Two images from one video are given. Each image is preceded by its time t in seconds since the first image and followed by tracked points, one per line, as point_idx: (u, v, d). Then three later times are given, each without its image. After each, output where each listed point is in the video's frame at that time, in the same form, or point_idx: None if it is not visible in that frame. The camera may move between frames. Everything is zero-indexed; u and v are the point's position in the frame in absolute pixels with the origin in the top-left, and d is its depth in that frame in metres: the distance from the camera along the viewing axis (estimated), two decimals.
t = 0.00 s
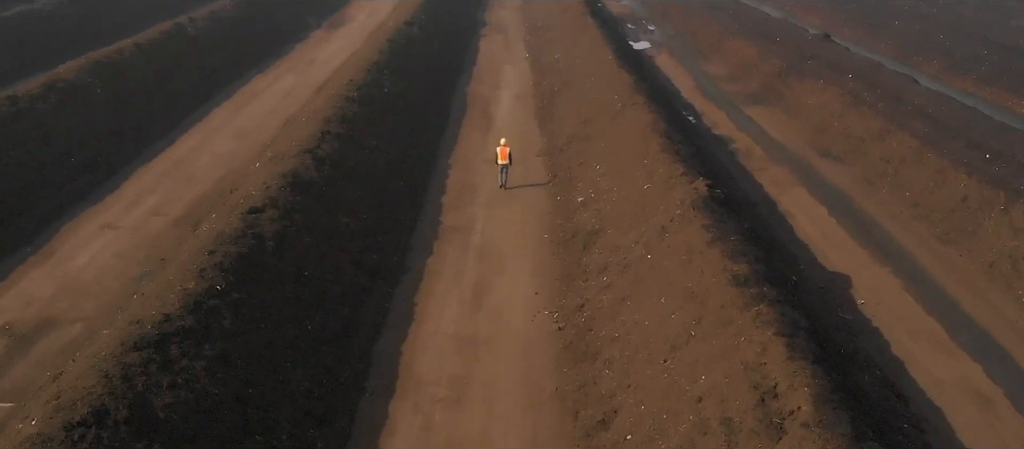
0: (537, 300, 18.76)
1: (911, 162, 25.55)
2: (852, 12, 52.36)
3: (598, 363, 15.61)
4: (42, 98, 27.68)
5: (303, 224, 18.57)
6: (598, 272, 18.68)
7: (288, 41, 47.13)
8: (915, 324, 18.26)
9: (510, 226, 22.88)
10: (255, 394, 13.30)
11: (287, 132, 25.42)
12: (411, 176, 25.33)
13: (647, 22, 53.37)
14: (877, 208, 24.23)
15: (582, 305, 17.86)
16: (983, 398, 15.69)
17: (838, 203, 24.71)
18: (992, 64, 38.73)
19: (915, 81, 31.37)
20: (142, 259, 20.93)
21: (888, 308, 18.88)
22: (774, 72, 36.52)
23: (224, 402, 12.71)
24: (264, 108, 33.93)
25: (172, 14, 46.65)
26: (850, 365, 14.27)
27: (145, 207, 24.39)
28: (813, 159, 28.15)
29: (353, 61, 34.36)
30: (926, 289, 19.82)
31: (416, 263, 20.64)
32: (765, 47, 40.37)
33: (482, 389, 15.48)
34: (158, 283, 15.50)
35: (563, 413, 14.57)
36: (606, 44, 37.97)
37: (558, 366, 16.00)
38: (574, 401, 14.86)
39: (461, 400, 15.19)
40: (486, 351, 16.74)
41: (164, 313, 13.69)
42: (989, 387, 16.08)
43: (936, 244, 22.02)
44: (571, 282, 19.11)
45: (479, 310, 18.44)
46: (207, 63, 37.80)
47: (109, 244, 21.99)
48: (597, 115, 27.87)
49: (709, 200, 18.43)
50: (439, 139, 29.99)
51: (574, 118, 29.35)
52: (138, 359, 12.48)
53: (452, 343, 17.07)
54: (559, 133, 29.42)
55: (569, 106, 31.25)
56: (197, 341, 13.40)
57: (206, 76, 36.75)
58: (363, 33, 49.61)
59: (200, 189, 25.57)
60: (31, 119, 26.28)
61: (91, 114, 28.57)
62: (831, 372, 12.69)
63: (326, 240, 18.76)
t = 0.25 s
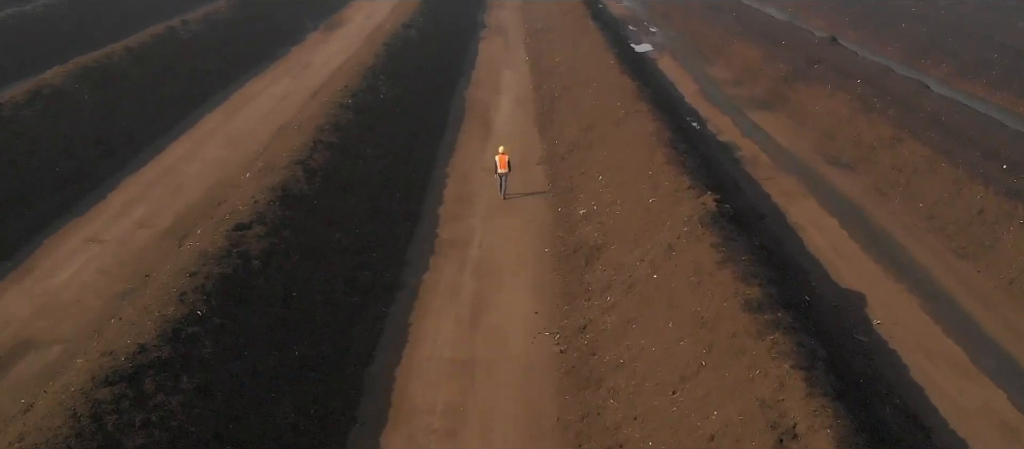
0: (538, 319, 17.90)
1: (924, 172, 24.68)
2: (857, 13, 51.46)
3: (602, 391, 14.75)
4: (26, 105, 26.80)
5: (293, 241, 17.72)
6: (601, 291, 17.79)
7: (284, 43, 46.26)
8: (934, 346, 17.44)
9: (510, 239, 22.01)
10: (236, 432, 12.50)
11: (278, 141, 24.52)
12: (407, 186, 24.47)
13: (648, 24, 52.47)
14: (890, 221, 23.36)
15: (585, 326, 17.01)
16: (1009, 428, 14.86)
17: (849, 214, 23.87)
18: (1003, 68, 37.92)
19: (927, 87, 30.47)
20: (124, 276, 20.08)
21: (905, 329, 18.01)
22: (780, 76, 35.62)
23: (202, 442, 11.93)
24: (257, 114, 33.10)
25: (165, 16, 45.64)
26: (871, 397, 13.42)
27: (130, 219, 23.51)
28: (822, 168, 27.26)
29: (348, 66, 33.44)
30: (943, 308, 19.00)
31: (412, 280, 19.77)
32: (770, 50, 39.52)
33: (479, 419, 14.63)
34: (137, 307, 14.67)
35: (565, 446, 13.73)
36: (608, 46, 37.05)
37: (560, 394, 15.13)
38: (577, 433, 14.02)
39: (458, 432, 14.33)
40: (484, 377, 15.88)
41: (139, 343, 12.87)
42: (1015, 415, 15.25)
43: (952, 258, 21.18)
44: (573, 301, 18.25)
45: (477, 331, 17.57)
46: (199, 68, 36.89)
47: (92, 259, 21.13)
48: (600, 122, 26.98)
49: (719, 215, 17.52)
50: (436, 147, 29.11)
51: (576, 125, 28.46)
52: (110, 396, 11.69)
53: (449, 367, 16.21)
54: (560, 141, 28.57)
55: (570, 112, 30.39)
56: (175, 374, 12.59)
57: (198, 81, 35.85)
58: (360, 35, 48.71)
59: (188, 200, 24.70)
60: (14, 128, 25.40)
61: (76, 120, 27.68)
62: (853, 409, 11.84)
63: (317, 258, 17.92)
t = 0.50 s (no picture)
0: (538, 341, 17.09)
1: (938, 182, 23.87)
2: (863, 16, 50.63)
3: (605, 422, 13.95)
4: (11, 113, 26.02)
5: (281, 260, 16.90)
6: (605, 311, 16.94)
7: (280, 46, 45.46)
8: (952, 370, 16.69)
9: (509, 253, 21.19)
10: None
11: (268, 152, 23.68)
12: (402, 198, 23.65)
13: (650, 27, 51.64)
14: (903, 234, 22.56)
15: (587, 349, 16.19)
16: None
17: (860, 227, 23.09)
18: (1013, 72, 37.18)
19: (938, 93, 29.65)
20: (107, 294, 19.29)
21: (922, 352, 17.22)
22: (786, 81, 34.79)
23: None
24: (250, 120, 32.34)
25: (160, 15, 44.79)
26: (891, 433, 12.66)
27: (116, 231, 22.73)
28: (831, 177, 26.46)
29: (343, 71, 32.61)
30: (961, 329, 18.24)
31: (406, 297, 18.95)
32: (775, 53, 38.75)
33: None
34: (114, 333, 13.91)
35: None
36: (609, 50, 36.26)
37: (561, 423, 14.33)
38: None
39: None
40: (481, 404, 15.08)
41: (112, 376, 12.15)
42: None
43: (969, 274, 20.40)
44: (575, 321, 17.43)
45: (474, 353, 16.75)
46: (192, 73, 36.06)
47: (74, 274, 20.35)
48: (602, 130, 26.13)
49: (729, 232, 16.67)
50: (434, 156, 28.28)
51: (577, 133, 27.64)
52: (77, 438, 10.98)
53: (444, 394, 15.41)
54: (561, 149, 27.78)
55: (571, 119, 29.58)
56: (149, 411, 11.87)
57: (190, 86, 35.01)
58: (357, 39, 47.89)
59: (176, 212, 23.92)
60: None
61: (64, 128, 26.88)
62: None
63: (306, 277, 17.11)
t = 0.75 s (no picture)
0: (538, 362, 16.32)
1: (951, 192, 23.13)
2: (868, 18, 49.85)
3: None
4: None
5: (269, 277, 16.13)
6: (607, 331, 16.16)
7: (275, 49, 44.71)
8: (972, 394, 15.92)
9: (507, 267, 20.41)
10: None
11: (258, 161, 22.89)
12: (397, 208, 22.86)
13: (652, 29, 50.89)
14: (916, 245, 21.76)
15: (590, 372, 15.41)
16: None
17: (871, 238, 22.33)
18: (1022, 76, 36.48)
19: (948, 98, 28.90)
20: (90, 311, 18.52)
21: (940, 374, 16.46)
22: (791, 86, 34.02)
23: None
24: (243, 126, 31.62)
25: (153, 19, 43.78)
26: None
27: (101, 244, 21.99)
28: (839, 186, 25.70)
29: (339, 75, 31.82)
30: (979, 349, 17.49)
31: (400, 315, 18.16)
32: (780, 56, 38.01)
33: None
34: (90, 359, 13.20)
35: None
36: (611, 53, 35.49)
37: None
38: None
39: None
40: (478, 432, 14.30)
41: (83, 410, 11.52)
42: None
43: (985, 290, 19.65)
44: (576, 341, 16.66)
45: (470, 376, 15.98)
46: (184, 77, 35.28)
47: (56, 289, 19.59)
48: (604, 137, 25.35)
49: (740, 249, 15.87)
50: (430, 163, 27.53)
51: (578, 140, 26.88)
52: None
53: (439, 421, 14.62)
54: (561, 156, 27.02)
55: (571, 124, 28.81)
56: None
57: (182, 91, 34.24)
58: (354, 41, 47.11)
59: (164, 223, 23.18)
60: None
61: (50, 135, 26.14)
62: None
63: (295, 295, 16.34)
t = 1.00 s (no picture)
0: (538, 385, 15.59)
1: (964, 203, 22.46)
2: (874, 21, 49.15)
3: None
4: None
5: (256, 297, 15.40)
6: (611, 354, 15.41)
7: (271, 53, 44.10)
8: (995, 419, 15.18)
9: (507, 283, 19.67)
10: None
11: (249, 171, 22.17)
12: (392, 220, 22.13)
13: (653, 33, 50.22)
14: (928, 261, 20.98)
15: (593, 398, 14.67)
16: None
17: (883, 252, 21.63)
18: None
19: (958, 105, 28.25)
20: (72, 330, 17.79)
21: (960, 398, 15.73)
22: (796, 91, 33.33)
23: None
24: (237, 135, 31.01)
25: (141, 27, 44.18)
26: None
27: (87, 258, 21.33)
28: (847, 196, 25.02)
29: (334, 81, 31.13)
30: (999, 370, 16.77)
31: (395, 335, 17.41)
32: (785, 60, 37.37)
33: None
34: (64, 387, 12.49)
35: None
36: (613, 57, 34.80)
37: None
38: None
39: None
40: None
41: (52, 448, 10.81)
42: None
43: (1002, 306, 18.97)
44: (579, 363, 15.91)
45: (468, 400, 15.22)
46: (177, 83, 34.67)
47: (39, 306, 18.92)
48: (606, 146, 24.65)
49: (751, 268, 15.14)
50: (428, 172, 26.86)
51: (579, 148, 26.18)
52: None
53: None
54: (562, 165, 26.31)
55: (573, 132, 28.13)
56: None
57: (175, 98, 33.63)
58: (351, 45, 46.46)
59: (152, 235, 22.52)
60: None
61: (38, 143, 25.50)
62: None
63: (284, 316, 15.61)
